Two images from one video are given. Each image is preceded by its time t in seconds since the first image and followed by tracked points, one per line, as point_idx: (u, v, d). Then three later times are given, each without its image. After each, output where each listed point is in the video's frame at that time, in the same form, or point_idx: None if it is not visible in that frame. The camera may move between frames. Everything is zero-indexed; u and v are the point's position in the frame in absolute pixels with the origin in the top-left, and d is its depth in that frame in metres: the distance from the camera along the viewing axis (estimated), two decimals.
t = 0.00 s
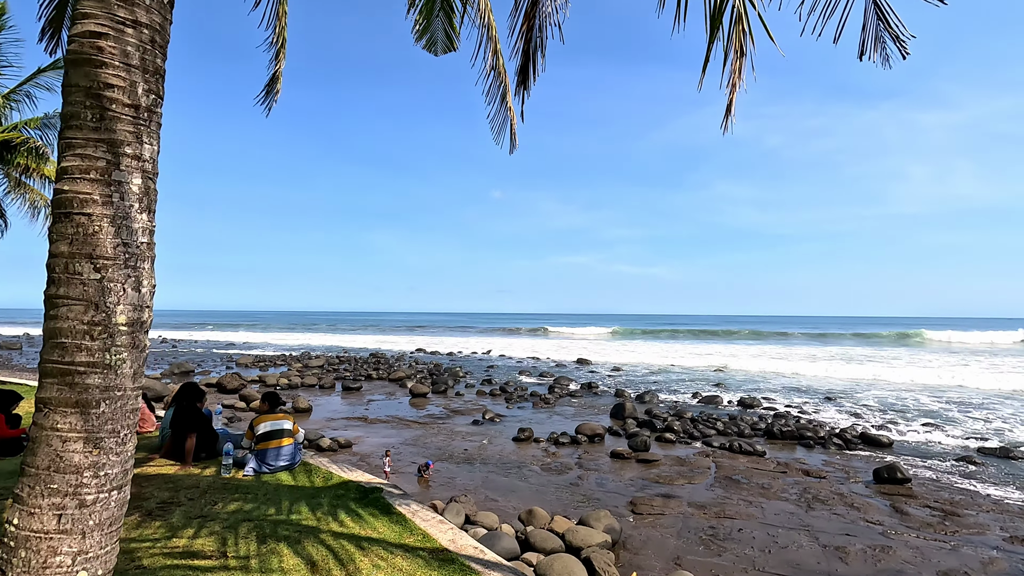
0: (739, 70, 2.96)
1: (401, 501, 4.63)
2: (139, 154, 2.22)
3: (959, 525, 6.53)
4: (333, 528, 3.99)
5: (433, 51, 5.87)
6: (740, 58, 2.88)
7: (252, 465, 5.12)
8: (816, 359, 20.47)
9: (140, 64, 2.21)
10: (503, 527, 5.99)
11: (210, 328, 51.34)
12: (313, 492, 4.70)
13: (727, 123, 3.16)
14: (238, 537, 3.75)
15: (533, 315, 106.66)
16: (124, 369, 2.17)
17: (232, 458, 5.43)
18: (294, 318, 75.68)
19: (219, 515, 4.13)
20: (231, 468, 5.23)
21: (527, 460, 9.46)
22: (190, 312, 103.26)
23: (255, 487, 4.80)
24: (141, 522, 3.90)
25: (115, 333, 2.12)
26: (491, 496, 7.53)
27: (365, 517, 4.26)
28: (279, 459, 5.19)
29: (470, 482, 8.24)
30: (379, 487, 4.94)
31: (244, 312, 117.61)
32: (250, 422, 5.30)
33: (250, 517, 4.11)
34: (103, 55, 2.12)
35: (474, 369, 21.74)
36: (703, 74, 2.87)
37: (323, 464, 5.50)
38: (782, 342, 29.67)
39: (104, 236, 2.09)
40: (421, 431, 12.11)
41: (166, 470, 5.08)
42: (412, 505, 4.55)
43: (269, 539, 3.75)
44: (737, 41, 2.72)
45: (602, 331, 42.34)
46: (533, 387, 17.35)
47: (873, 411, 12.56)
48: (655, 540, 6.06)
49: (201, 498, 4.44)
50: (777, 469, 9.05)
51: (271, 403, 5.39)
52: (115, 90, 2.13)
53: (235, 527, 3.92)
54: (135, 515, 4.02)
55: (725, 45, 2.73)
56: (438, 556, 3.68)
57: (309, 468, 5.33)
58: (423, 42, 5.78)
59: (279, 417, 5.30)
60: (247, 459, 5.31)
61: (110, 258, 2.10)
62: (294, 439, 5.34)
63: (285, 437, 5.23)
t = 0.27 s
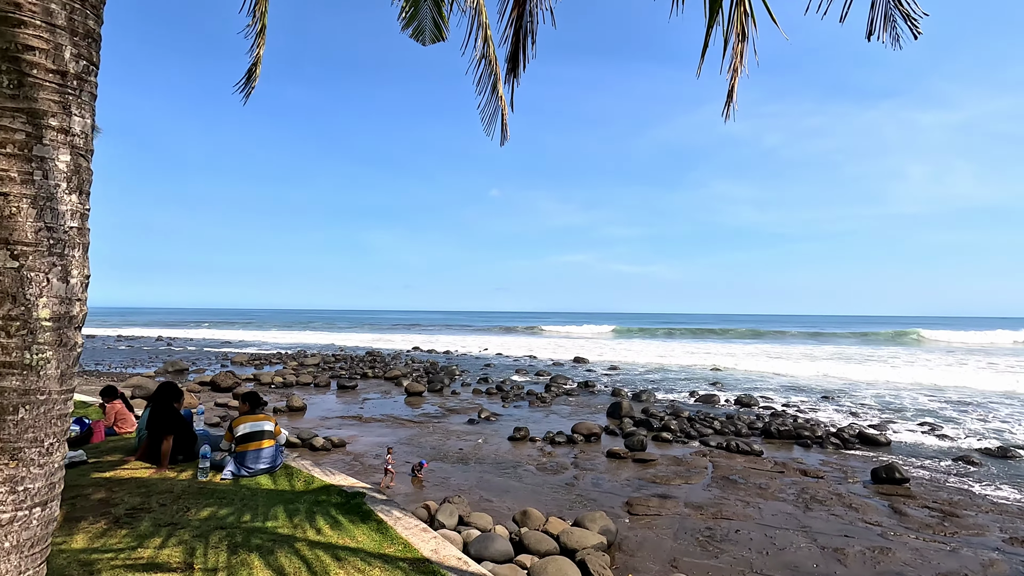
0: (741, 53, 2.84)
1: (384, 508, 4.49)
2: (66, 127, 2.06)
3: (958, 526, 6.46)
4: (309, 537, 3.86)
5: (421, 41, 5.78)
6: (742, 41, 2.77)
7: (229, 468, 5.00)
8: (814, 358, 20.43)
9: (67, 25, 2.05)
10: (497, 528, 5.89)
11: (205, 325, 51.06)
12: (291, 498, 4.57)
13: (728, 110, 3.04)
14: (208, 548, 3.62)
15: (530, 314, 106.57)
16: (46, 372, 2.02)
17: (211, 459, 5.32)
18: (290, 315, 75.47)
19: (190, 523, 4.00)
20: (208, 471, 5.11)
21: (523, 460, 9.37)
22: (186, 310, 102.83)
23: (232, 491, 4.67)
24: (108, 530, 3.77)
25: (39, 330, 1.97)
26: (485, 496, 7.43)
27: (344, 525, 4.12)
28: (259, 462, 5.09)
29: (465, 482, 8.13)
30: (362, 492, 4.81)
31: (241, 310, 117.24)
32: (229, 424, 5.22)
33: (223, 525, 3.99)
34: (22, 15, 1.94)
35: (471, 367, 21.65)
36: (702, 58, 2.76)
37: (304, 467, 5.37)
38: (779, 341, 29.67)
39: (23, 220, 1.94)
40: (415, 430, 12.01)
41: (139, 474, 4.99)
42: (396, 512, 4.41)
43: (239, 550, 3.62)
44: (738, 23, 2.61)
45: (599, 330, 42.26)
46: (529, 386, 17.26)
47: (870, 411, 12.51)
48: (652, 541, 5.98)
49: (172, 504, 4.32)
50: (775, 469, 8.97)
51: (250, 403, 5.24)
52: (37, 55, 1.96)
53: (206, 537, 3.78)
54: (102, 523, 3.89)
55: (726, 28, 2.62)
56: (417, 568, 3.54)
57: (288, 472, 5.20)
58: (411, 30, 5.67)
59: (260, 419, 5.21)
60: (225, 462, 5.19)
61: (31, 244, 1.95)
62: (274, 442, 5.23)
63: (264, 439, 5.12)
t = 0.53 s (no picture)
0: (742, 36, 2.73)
1: (364, 514, 4.35)
2: None
3: (957, 526, 6.39)
4: (283, 545, 3.74)
5: (408, 29, 5.67)
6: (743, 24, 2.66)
7: (206, 470, 4.90)
8: (812, 356, 20.39)
9: None
10: (490, 529, 5.80)
11: (200, 323, 50.84)
12: (267, 502, 4.44)
13: (728, 98, 2.91)
14: (175, 556, 3.50)
15: (528, 312, 106.52)
16: None
17: (187, 461, 5.21)
18: (287, 313, 75.28)
19: (158, 529, 3.88)
20: (184, 473, 5.00)
21: (518, 459, 9.27)
22: (183, 308, 102.49)
23: (207, 495, 4.56)
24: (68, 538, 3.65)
25: None
26: (480, 496, 7.34)
27: (320, 531, 3.99)
28: (237, 464, 4.99)
29: (459, 482, 8.04)
30: (343, 495, 4.69)
31: (238, 308, 116.90)
32: (207, 424, 5.12)
33: (194, 532, 3.87)
34: None
35: (467, 365, 21.56)
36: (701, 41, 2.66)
37: (284, 470, 5.27)
38: (777, 340, 29.63)
39: None
40: (410, 428, 11.91)
41: (112, 476, 4.89)
42: (376, 517, 4.26)
43: (208, 559, 3.50)
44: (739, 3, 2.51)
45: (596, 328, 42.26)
46: (526, 384, 17.17)
47: (868, 409, 12.46)
48: (647, 542, 5.89)
49: (141, 508, 4.21)
50: (772, 468, 8.89)
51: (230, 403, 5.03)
52: None
53: (173, 545, 3.66)
54: (66, 529, 3.78)
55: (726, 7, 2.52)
56: None
57: (268, 475, 5.11)
58: (399, 18, 5.55)
59: (239, 418, 5.12)
60: (202, 464, 5.09)
61: None
62: (253, 443, 5.14)
63: (244, 441, 5.05)
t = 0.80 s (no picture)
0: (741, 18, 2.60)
1: (344, 523, 4.22)
2: None
3: (955, 526, 6.34)
4: (255, 558, 3.61)
5: (397, 19, 5.52)
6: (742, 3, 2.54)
7: (182, 476, 4.79)
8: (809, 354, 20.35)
9: None
10: (484, 530, 5.72)
11: (197, 320, 50.63)
12: (244, 510, 4.32)
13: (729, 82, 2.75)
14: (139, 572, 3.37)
15: (525, 309, 106.62)
16: None
17: (163, 466, 5.09)
18: (284, 311, 75.10)
19: (126, 540, 3.76)
20: (159, 479, 4.89)
21: (513, 458, 9.19)
22: (179, 305, 102.18)
23: (182, 502, 4.44)
24: (27, 553, 3.52)
25: None
26: (474, 495, 7.25)
27: (297, 542, 3.86)
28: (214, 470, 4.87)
29: (454, 481, 7.95)
30: (324, 503, 4.56)
31: (233, 305, 116.58)
32: (183, 427, 4.96)
33: (162, 543, 3.74)
34: None
35: (464, 362, 21.48)
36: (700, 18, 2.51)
37: (264, 475, 5.16)
38: (774, 337, 29.63)
39: None
40: (405, 426, 11.82)
41: (84, 482, 4.78)
42: (357, 527, 4.13)
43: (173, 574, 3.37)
44: None
45: (593, 326, 42.25)
46: (522, 382, 17.11)
47: (865, 407, 12.43)
48: (643, 543, 5.81)
49: (110, 518, 4.09)
50: (769, 467, 8.82)
51: (208, 404, 4.99)
52: None
53: (140, 557, 3.54)
54: (27, 543, 3.65)
55: None
56: None
57: (247, 480, 5.00)
58: (387, 7, 5.39)
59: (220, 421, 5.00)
60: (178, 469, 4.98)
61: None
62: (232, 447, 5.02)
63: (222, 444, 4.95)
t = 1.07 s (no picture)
0: None
1: (328, 532, 4.11)
2: None
3: (957, 526, 6.26)
4: (231, 569, 3.49)
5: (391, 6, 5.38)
6: None
7: (161, 480, 4.65)
8: (807, 352, 20.31)
9: None
10: (480, 530, 5.63)
11: (193, 318, 50.40)
12: (223, 517, 4.20)
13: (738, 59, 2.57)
14: None
15: (523, 307, 106.48)
16: None
17: (141, 468, 4.94)
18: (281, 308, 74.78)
19: (95, 549, 3.63)
20: (136, 483, 4.74)
21: (510, 456, 9.09)
22: (175, 302, 101.79)
23: (159, 507, 4.32)
24: None
25: None
26: (470, 495, 7.16)
27: (276, 552, 3.74)
28: (195, 473, 4.75)
29: (450, 480, 7.86)
30: (308, 509, 4.44)
31: (230, 302, 116.21)
32: (163, 427, 4.77)
33: (134, 552, 3.62)
34: None
35: (462, 360, 21.37)
36: None
37: (247, 478, 5.04)
38: (772, 335, 29.60)
39: None
40: (402, 424, 11.72)
41: (58, 486, 4.67)
42: (341, 536, 4.02)
43: None
44: None
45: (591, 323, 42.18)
46: (520, 379, 17.04)
47: (863, 405, 12.38)
48: (641, 543, 5.73)
49: (81, 524, 3.97)
50: (768, 466, 8.75)
51: (188, 405, 4.79)
52: None
53: (109, 567, 3.42)
54: None
55: None
56: None
57: (229, 484, 4.88)
58: None
59: (202, 423, 4.84)
60: (157, 472, 4.83)
61: None
62: (213, 449, 4.89)
63: (203, 446, 4.81)
